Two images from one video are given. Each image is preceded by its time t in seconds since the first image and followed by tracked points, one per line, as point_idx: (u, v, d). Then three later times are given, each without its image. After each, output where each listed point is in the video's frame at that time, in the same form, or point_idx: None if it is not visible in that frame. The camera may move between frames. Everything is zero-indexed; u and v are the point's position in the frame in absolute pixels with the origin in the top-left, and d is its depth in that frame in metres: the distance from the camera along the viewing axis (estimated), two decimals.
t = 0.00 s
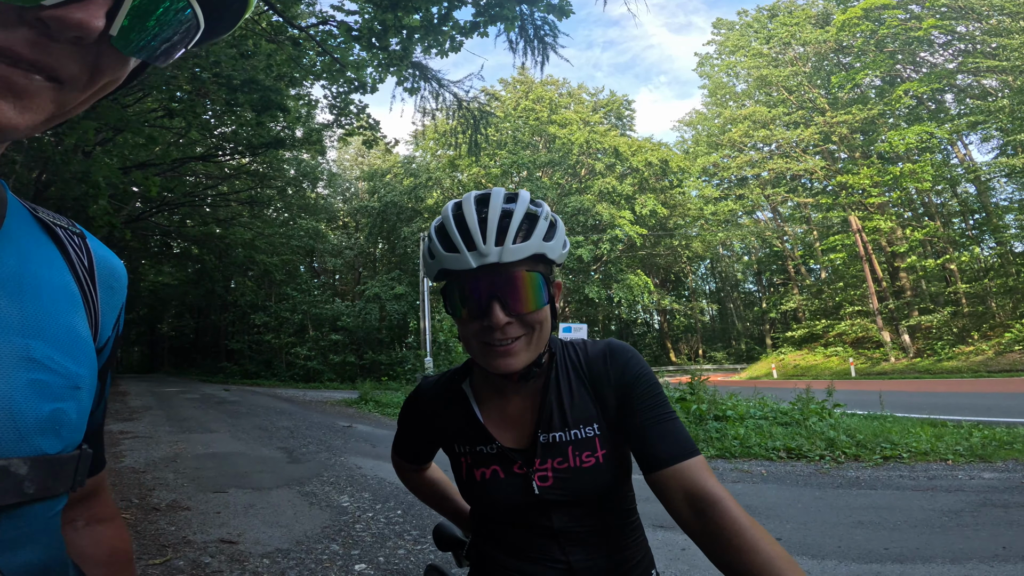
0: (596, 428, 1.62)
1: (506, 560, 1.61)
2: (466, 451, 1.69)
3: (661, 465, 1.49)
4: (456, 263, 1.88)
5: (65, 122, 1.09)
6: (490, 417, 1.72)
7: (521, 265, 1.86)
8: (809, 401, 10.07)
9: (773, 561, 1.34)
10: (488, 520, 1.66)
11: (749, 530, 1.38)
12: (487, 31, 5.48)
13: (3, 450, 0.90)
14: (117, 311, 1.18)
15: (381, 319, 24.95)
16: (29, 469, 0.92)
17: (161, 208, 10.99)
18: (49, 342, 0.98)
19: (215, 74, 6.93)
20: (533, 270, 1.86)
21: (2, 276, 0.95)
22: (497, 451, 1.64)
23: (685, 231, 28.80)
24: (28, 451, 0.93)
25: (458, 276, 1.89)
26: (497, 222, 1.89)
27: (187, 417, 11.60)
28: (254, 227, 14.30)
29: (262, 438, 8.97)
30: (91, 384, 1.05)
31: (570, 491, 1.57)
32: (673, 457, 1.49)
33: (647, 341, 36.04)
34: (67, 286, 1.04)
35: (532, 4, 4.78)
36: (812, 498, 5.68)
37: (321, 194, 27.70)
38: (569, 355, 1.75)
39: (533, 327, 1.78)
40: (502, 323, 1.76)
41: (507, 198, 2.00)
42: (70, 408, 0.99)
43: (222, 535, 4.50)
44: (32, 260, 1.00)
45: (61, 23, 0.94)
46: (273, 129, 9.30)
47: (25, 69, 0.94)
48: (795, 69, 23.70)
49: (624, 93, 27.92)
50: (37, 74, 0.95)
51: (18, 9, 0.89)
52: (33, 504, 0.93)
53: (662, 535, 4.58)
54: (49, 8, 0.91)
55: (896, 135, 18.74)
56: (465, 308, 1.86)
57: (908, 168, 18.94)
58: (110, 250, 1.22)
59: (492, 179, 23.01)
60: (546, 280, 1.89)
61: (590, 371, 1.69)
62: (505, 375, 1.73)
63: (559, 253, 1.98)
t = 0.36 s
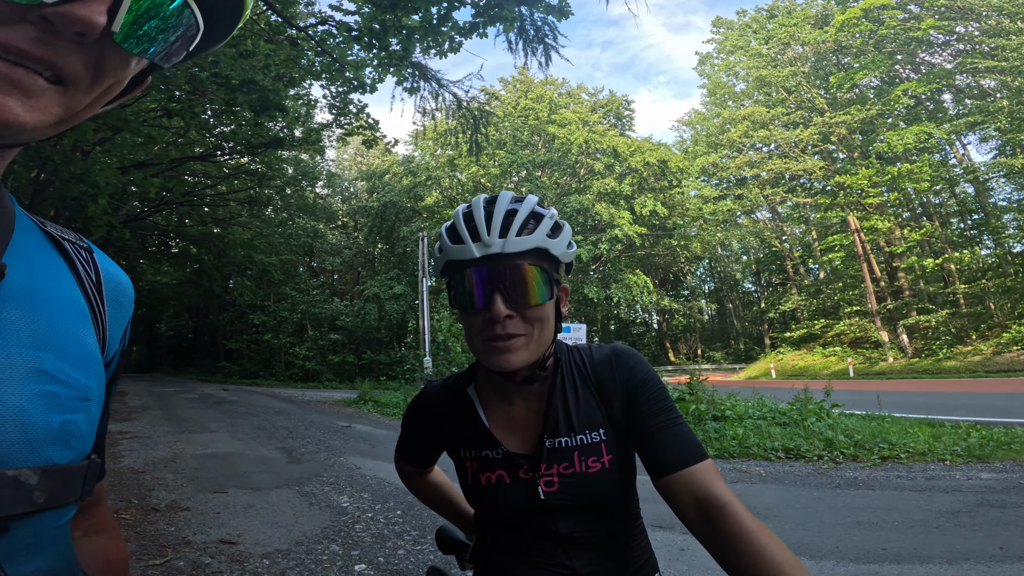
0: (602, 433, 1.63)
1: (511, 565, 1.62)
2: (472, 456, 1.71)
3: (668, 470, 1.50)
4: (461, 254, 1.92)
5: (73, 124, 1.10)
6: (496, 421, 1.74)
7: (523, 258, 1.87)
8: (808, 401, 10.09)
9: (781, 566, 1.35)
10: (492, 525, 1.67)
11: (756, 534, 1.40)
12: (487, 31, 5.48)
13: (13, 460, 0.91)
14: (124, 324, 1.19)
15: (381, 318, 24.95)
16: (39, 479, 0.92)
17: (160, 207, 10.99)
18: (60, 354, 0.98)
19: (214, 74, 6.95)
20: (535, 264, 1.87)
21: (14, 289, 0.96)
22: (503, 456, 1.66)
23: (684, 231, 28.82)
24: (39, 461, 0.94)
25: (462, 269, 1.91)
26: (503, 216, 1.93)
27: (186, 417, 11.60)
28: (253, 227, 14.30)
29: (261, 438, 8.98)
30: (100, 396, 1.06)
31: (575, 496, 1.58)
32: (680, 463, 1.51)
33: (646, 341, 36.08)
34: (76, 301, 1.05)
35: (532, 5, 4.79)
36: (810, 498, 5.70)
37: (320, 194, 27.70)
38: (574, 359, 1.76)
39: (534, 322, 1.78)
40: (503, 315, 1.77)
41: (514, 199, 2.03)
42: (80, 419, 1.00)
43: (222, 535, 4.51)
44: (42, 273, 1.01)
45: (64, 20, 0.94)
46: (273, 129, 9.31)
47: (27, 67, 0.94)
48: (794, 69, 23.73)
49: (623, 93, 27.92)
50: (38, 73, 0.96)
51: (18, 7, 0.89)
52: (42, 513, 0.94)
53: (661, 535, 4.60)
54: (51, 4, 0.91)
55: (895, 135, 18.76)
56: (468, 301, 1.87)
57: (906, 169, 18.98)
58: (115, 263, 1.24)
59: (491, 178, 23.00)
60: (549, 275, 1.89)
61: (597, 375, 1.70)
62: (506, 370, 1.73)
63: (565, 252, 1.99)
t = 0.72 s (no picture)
0: (609, 433, 1.63)
1: (515, 566, 1.62)
2: (477, 455, 1.71)
3: (676, 471, 1.50)
4: (463, 241, 1.94)
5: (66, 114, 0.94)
6: (502, 418, 1.73)
7: (524, 244, 1.88)
8: (806, 401, 10.10)
9: (790, 566, 1.35)
10: (496, 526, 1.67)
11: (764, 536, 1.39)
12: (485, 31, 5.49)
13: (10, 460, 0.90)
14: (122, 324, 1.19)
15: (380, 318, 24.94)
16: (38, 479, 0.92)
17: (158, 207, 10.97)
18: (55, 354, 0.98)
19: (212, 73, 6.93)
20: (537, 250, 1.87)
21: (10, 289, 0.95)
22: (509, 455, 1.66)
23: (683, 231, 28.84)
24: (36, 460, 0.94)
25: (465, 256, 1.92)
26: (504, 205, 1.98)
27: (185, 417, 11.58)
28: (252, 226, 14.29)
29: (260, 437, 8.96)
30: (98, 396, 1.06)
31: (581, 496, 1.58)
32: (688, 463, 1.51)
33: (645, 341, 36.08)
34: (72, 301, 1.04)
35: (531, 4, 4.79)
36: (809, 498, 5.70)
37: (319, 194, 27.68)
38: (581, 358, 1.76)
39: (535, 307, 1.77)
40: (504, 298, 1.77)
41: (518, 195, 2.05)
42: (76, 419, 1.00)
43: (220, 535, 4.50)
44: (38, 274, 1.01)
45: None
46: (271, 129, 9.29)
47: None
48: (794, 69, 23.76)
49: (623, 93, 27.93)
50: None
51: None
52: (41, 514, 0.94)
53: (660, 535, 4.59)
54: None
55: (894, 135, 18.78)
56: (471, 289, 1.88)
57: (905, 169, 19.01)
58: (113, 264, 1.23)
59: (490, 178, 22.97)
60: (552, 262, 1.89)
61: (603, 375, 1.70)
62: (507, 355, 1.71)
63: (569, 243, 1.99)
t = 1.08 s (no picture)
0: (621, 434, 1.63)
1: (525, 567, 1.61)
2: (487, 454, 1.71)
3: (688, 472, 1.51)
4: (467, 245, 1.94)
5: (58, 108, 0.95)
6: (513, 419, 1.74)
7: (528, 243, 1.88)
8: (806, 401, 10.11)
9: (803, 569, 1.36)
10: (506, 525, 1.67)
11: (779, 537, 1.40)
12: (484, 32, 5.50)
13: (15, 460, 0.91)
14: (126, 319, 1.18)
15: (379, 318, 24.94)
16: (44, 479, 0.93)
17: (158, 207, 10.97)
18: (58, 353, 0.98)
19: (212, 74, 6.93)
20: (540, 249, 1.87)
21: (7, 288, 0.94)
22: (521, 453, 1.66)
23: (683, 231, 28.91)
24: (41, 460, 0.94)
25: (471, 258, 1.93)
26: (505, 207, 1.97)
27: (185, 417, 11.57)
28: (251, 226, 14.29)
29: (260, 438, 8.96)
30: (102, 393, 1.06)
31: (593, 496, 1.58)
32: (703, 465, 1.51)
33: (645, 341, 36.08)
34: (73, 297, 1.04)
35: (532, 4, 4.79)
36: (808, 498, 5.71)
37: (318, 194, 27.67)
38: (593, 361, 1.76)
39: (541, 309, 1.77)
40: (509, 301, 1.77)
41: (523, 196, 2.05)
42: (79, 418, 1.00)
43: (221, 535, 4.51)
44: (36, 272, 1.00)
45: None
46: (270, 129, 9.27)
47: None
48: (792, 69, 23.82)
49: (622, 93, 27.96)
50: None
51: None
52: (47, 513, 0.94)
53: (660, 534, 4.59)
54: None
55: (892, 135, 18.83)
56: (478, 290, 1.89)
57: (903, 169, 19.08)
58: (114, 260, 1.22)
59: (490, 178, 22.95)
60: (557, 261, 1.88)
61: (615, 377, 1.70)
62: (515, 358, 1.72)
63: (575, 242, 1.98)
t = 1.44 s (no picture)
0: (627, 431, 1.63)
1: (529, 566, 1.60)
2: (492, 452, 1.71)
3: (696, 469, 1.51)
4: (473, 237, 1.95)
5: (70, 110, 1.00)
6: (517, 416, 1.73)
7: (533, 236, 1.88)
8: (805, 401, 10.13)
9: (810, 564, 1.37)
10: (510, 524, 1.66)
11: (786, 532, 1.41)
12: (481, 32, 5.51)
13: (21, 458, 0.90)
14: (128, 317, 1.18)
15: (379, 318, 24.93)
16: (49, 476, 0.92)
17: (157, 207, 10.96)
18: (62, 349, 0.98)
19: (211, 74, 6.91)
20: (546, 241, 1.87)
21: (12, 285, 0.95)
22: (525, 451, 1.66)
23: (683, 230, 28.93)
24: (45, 458, 0.93)
25: (476, 250, 1.94)
26: (512, 201, 1.99)
27: (185, 417, 11.57)
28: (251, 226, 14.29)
29: (260, 438, 8.96)
30: (105, 390, 1.05)
31: (597, 494, 1.58)
32: (710, 460, 1.51)
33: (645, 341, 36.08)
34: (76, 294, 1.03)
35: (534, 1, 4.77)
36: (808, 498, 5.70)
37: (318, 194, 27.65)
38: (598, 356, 1.76)
39: (547, 300, 1.77)
40: (514, 291, 1.77)
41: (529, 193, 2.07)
42: (84, 415, 0.99)
43: (221, 535, 4.50)
44: (41, 270, 1.00)
45: None
46: (270, 129, 9.26)
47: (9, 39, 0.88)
48: (791, 69, 23.83)
49: (622, 93, 27.97)
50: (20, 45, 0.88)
51: None
52: (52, 511, 0.94)
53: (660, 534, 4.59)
54: None
55: (892, 134, 18.84)
56: (482, 282, 1.89)
57: (903, 168, 19.10)
58: (115, 258, 1.22)
59: (489, 177, 22.91)
60: (562, 253, 1.89)
61: (621, 374, 1.70)
62: (519, 350, 1.72)
63: (581, 236, 1.98)
